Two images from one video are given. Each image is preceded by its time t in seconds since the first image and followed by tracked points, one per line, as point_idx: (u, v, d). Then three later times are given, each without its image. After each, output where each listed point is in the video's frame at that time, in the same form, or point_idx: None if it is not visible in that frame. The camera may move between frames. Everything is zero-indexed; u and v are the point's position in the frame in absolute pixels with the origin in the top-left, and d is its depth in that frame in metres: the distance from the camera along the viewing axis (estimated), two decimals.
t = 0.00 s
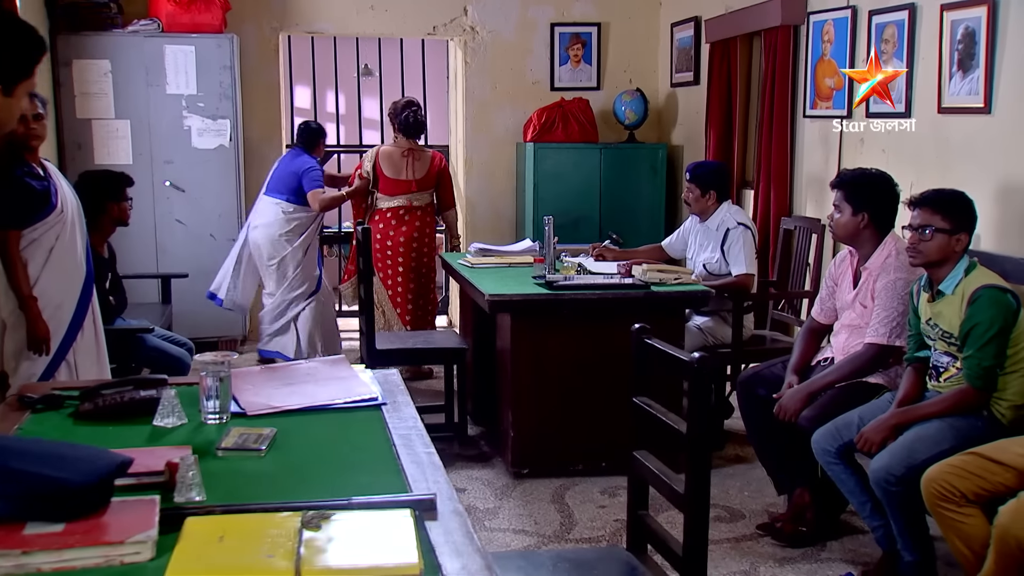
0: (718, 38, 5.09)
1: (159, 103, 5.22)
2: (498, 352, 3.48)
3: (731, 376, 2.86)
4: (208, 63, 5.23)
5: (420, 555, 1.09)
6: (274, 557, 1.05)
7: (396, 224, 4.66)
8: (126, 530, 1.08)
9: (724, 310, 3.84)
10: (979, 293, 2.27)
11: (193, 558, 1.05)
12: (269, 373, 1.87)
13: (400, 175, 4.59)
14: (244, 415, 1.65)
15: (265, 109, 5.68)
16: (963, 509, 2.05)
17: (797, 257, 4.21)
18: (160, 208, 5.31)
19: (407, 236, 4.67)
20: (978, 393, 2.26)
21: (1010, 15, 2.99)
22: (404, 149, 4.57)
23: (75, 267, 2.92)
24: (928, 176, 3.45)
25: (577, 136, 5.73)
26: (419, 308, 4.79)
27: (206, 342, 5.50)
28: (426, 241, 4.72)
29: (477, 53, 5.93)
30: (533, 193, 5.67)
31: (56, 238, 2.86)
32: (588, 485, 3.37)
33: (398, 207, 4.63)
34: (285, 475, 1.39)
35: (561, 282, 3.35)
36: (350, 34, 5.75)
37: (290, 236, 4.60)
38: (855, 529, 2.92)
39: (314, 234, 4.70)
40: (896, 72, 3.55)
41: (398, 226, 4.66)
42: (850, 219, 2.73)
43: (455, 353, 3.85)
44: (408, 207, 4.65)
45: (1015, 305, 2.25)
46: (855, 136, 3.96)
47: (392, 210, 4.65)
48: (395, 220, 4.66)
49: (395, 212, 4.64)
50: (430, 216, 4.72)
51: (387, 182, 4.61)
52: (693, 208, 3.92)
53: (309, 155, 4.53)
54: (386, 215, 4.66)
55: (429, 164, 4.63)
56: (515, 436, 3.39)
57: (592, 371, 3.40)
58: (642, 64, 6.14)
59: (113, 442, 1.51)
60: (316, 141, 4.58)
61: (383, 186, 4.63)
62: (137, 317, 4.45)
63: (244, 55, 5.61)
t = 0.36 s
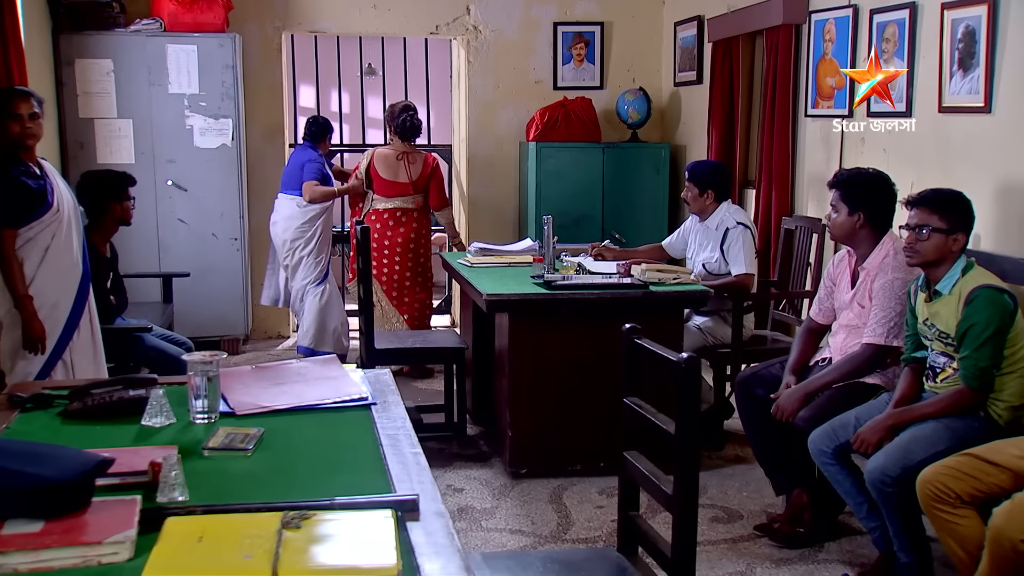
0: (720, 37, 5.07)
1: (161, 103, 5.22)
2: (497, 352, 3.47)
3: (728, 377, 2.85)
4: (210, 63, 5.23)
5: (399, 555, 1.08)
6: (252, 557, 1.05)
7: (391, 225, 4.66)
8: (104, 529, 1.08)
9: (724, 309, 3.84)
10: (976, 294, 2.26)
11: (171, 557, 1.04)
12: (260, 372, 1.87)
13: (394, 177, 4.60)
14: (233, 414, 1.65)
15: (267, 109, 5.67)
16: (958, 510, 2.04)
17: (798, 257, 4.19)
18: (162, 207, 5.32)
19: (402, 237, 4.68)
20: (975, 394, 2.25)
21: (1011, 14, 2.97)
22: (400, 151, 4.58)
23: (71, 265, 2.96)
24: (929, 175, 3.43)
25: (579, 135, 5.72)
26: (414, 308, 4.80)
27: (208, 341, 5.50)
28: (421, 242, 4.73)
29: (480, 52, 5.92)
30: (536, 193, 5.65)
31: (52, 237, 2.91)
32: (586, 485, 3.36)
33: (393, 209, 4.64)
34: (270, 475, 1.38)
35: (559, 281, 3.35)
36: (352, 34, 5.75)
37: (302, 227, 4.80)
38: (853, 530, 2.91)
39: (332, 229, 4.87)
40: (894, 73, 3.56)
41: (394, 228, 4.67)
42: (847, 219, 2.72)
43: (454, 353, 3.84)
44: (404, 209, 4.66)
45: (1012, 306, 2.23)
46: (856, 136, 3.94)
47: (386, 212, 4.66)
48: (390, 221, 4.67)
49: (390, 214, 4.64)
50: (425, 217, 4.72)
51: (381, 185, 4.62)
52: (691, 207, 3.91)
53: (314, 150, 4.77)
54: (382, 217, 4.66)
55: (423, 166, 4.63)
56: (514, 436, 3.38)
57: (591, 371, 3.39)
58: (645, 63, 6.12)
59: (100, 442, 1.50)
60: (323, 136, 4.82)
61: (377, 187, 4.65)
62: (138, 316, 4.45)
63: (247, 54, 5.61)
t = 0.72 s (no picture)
0: (720, 37, 5.05)
1: (161, 102, 5.22)
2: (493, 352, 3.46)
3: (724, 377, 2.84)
4: (210, 63, 5.24)
5: (376, 557, 1.08)
6: (228, 558, 1.04)
7: (387, 218, 4.98)
8: (81, 530, 1.07)
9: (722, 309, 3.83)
10: (970, 294, 2.25)
11: (147, 558, 1.04)
12: (248, 373, 1.87)
13: (389, 171, 4.91)
14: (220, 415, 1.65)
15: (267, 109, 5.67)
16: (951, 512, 2.03)
17: (797, 257, 4.18)
18: (162, 207, 5.32)
19: (397, 229, 5.00)
20: (970, 394, 2.24)
21: (1008, 13, 2.95)
22: (393, 146, 4.89)
23: (66, 266, 2.96)
24: (926, 174, 3.42)
25: (579, 135, 5.71)
26: (406, 304, 5.16)
27: (207, 341, 5.50)
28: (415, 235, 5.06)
29: (481, 52, 5.91)
30: (536, 193, 5.65)
31: (47, 237, 2.92)
32: (582, 485, 3.35)
33: (389, 202, 4.96)
34: (254, 475, 1.38)
35: (555, 281, 3.34)
36: (352, 33, 5.74)
37: (311, 226, 5.17)
38: (848, 531, 2.90)
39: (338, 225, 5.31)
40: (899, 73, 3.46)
41: (390, 220, 4.98)
42: (842, 219, 2.71)
43: (451, 353, 3.84)
44: (399, 203, 4.98)
45: (1006, 306, 2.22)
46: (855, 136, 3.92)
47: (383, 205, 4.97)
48: (387, 214, 4.98)
49: (386, 207, 4.96)
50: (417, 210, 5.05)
51: (378, 178, 4.93)
52: (688, 206, 3.90)
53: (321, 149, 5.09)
54: (378, 209, 4.98)
55: (415, 160, 4.95)
56: (510, 435, 3.38)
57: (586, 371, 3.38)
58: (646, 63, 6.11)
59: (85, 442, 1.50)
60: (333, 136, 5.12)
61: (374, 181, 4.95)
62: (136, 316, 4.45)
63: (247, 55, 5.60)
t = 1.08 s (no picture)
0: (717, 36, 5.04)
1: (158, 102, 5.22)
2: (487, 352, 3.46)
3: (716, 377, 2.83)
4: (207, 63, 5.23)
5: (352, 558, 1.07)
6: (202, 559, 1.04)
7: (394, 218, 5.00)
8: (56, 531, 1.07)
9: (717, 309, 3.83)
10: (961, 294, 2.24)
11: (121, 559, 1.03)
12: (234, 373, 1.86)
13: (391, 170, 4.90)
14: (204, 415, 1.64)
15: (264, 109, 5.66)
16: (941, 513, 2.03)
17: (793, 257, 4.17)
18: (159, 207, 5.31)
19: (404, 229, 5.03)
20: (961, 395, 2.23)
21: (1002, 13, 2.95)
22: (395, 146, 4.87)
23: (59, 266, 2.96)
24: (921, 174, 3.41)
25: (577, 135, 5.68)
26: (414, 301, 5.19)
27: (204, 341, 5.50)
28: (419, 234, 5.09)
29: (479, 52, 5.90)
30: (534, 193, 5.64)
31: (40, 237, 2.92)
32: (576, 485, 3.35)
33: (394, 201, 4.97)
34: (235, 475, 1.37)
35: (549, 281, 3.33)
36: (350, 33, 5.73)
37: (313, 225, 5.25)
38: (841, 531, 2.89)
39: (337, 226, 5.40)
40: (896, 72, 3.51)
41: (396, 219, 5.00)
42: (833, 220, 2.71)
43: (446, 353, 3.83)
44: (402, 200, 4.99)
45: (997, 306, 2.22)
46: (850, 135, 3.91)
47: (389, 204, 4.98)
48: (391, 213, 5.00)
49: (390, 206, 4.97)
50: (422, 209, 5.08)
51: (383, 179, 4.92)
52: (685, 206, 3.89)
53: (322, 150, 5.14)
54: (383, 209, 4.99)
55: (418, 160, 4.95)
56: (504, 436, 3.37)
57: (580, 371, 3.38)
58: (645, 63, 6.10)
59: (68, 442, 1.50)
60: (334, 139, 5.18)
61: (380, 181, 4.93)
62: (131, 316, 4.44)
63: (244, 55, 5.60)
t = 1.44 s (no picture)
0: (714, 35, 5.02)
1: (155, 101, 5.21)
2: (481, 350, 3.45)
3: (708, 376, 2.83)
4: (204, 61, 5.22)
5: (328, 557, 1.07)
6: (177, 560, 1.03)
7: (378, 213, 4.99)
8: (30, 532, 1.07)
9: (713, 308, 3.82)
10: (951, 294, 2.24)
11: (95, 560, 1.03)
12: (221, 373, 1.86)
13: (380, 165, 4.89)
14: (189, 415, 1.64)
15: (261, 108, 5.65)
16: (931, 513, 2.02)
17: (789, 256, 4.15)
18: (156, 205, 5.30)
19: (390, 224, 5.02)
20: (953, 395, 2.22)
21: (997, 11, 2.94)
22: (382, 142, 4.86)
23: (54, 266, 2.96)
24: (916, 174, 3.41)
25: (575, 134, 5.67)
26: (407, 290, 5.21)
27: (201, 340, 5.50)
28: (407, 227, 5.06)
29: (477, 50, 5.89)
30: (531, 192, 5.63)
31: (35, 236, 2.91)
32: (570, 484, 3.34)
33: (379, 196, 4.96)
34: (215, 474, 1.37)
35: (542, 280, 3.33)
36: (347, 32, 5.72)
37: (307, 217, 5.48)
38: (835, 531, 2.89)
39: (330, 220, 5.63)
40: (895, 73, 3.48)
41: (380, 215, 4.99)
42: (828, 219, 2.71)
43: (441, 353, 3.82)
44: (390, 195, 4.96)
45: (987, 306, 2.21)
46: (846, 135, 3.90)
47: (374, 199, 4.98)
48: (377, 208, 4.98)
49: (376, 201, 4.96)
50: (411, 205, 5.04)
51: (370, 173, 4.92)
52: (682, 206, 3.88)
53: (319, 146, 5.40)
54: (369, 203, 4.99)
55: (405, 156, 4.92)
56: (497, 435, 3.37)
57: (574, 369, 3.37)
58: (644, 61, 6.08)
59: (51, 442, 1.49)
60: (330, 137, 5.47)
61: (366, 175, 4.93)
62: (127, 315, 4.43)
63: (242, 53, 5.59)
